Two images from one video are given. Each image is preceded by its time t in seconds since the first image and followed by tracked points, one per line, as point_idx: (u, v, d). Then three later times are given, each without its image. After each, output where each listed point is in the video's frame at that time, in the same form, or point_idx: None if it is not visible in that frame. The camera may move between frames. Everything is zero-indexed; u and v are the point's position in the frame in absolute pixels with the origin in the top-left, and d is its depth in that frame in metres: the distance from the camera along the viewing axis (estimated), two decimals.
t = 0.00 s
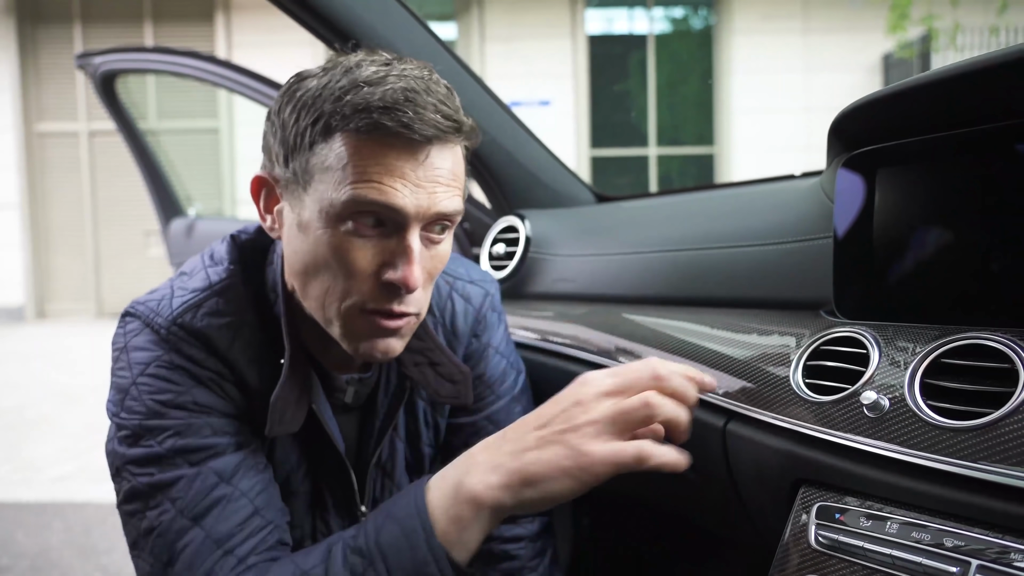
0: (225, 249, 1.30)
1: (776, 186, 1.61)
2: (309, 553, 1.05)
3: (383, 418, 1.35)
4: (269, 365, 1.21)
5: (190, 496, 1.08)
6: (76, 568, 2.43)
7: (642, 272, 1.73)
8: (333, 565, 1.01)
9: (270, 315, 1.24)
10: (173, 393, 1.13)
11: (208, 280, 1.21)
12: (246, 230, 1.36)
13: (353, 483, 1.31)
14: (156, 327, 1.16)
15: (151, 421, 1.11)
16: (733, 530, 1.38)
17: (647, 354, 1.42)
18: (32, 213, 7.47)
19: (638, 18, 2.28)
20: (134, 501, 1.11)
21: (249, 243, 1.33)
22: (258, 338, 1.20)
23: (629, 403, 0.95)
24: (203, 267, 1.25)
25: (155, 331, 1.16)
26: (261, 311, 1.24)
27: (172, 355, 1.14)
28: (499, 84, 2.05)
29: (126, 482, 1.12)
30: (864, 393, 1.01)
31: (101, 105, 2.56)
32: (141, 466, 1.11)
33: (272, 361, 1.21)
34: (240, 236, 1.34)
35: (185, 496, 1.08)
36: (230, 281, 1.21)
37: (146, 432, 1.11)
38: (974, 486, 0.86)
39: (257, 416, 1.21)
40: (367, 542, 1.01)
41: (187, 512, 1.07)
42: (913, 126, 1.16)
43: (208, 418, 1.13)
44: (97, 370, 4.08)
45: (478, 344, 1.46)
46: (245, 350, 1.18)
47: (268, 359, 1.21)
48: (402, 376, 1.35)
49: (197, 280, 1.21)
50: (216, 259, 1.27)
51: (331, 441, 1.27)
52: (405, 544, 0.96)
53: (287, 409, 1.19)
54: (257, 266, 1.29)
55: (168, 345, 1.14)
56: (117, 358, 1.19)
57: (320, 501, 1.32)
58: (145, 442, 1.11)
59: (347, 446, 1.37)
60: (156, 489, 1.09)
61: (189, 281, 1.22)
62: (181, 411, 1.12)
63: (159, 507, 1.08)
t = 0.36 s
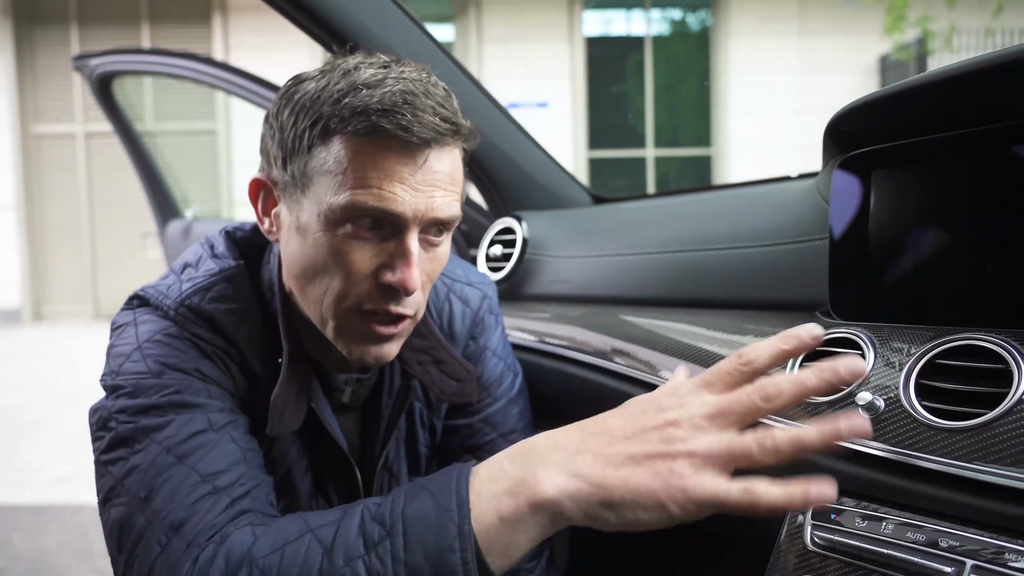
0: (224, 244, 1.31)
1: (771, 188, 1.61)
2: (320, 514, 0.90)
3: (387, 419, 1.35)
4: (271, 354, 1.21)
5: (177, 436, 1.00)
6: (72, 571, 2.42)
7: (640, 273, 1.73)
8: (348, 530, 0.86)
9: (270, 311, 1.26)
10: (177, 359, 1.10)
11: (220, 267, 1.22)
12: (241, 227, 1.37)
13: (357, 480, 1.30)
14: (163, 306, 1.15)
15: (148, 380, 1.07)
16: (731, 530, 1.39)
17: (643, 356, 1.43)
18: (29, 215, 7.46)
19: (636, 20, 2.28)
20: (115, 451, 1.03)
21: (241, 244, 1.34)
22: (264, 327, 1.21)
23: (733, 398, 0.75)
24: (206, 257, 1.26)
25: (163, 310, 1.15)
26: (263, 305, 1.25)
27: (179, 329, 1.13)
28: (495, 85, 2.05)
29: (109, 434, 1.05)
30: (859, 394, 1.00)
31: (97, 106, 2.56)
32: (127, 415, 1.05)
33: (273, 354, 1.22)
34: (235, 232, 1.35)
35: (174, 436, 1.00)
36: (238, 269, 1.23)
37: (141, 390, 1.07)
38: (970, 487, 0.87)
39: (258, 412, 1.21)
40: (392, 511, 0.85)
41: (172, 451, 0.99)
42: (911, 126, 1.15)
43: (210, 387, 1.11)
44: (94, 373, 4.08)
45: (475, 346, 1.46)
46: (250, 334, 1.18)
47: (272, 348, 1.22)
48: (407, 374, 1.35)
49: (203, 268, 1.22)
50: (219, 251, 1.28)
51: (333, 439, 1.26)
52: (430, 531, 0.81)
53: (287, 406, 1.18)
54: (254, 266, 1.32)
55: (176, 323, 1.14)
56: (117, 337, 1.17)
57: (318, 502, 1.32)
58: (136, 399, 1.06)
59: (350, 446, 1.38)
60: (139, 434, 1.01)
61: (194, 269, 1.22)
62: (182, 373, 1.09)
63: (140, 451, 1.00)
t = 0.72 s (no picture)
0: (214, 260, 1.31)
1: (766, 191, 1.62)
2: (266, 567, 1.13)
3: (370, 420, 1.37)
4: (255, 374, 1.23)
5: (178, 537, 1.12)
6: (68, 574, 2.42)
7: (636, 275, 1.73)
8: (285, 573, 1.09)
9: (259, 322, 1.26)
10: (159, 415, 1.15)
11: (193, 293, 1.21)
12: (238, 239, 1.36)
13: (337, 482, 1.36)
14: (139, 345, 1.16)
15: (136, 448, 1.14)
16: (726, 531, 1.39)
17: (638, 359, 1.44)
18: (25, 217, 7.44)
19: (632, 22, 2.23)
20: (126, 532, 1.15)
21: (240, 253, 1.33)
22: (244, 349, 1.21)
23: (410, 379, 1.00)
24: (189, 281, 1.26)
25: (139, 348, 1.16)
26: (251, 319, 1.26)
27: (155, 376, 1.15)
28: (492, 89, 2.05)
29: (117, 510, 1.16)
30: (853, 396, 1.01)
31: (93, 109, 2.56)
32: (129, 498, 1.14)
33: (259, 376, 1.24)
34: (231, 246, 1.34)
35: (174, 536, 1.12)
36: (215, 294, 1.22)
37: (131, 461, 1.14)
38: (963, 489, 0.87)
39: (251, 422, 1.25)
40: (310, 548, 1.07)
41: (173, 551, 1.12)
42: (908, 129, 1.16)
43: (194, 443, 1.17)
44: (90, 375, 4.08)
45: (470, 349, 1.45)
46: (229, 366, 1.20)
47: (251, 372, 1.22)
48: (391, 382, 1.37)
49: (181, 295, 1.22)
50: (204, 272, 1.27)
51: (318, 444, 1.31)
52: (343, 544, 1.04)
53: (279, 412, 1.22)
54: (246, 273, 1.31)
55: (153, 367, 1.15)
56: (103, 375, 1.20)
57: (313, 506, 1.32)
58: (129, 471, 1.14)
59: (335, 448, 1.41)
60: (146, 526, 1.13)
61: (173, 296, 1.22)
62: (168, 437, 1.15)
63: (148, 544, 1.13)
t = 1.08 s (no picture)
0: (211, 258, 1.30)
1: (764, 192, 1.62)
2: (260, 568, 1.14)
3: (365, 419, 1.36)
4: (250, 372, 1.23)
5: (172, 534, 1.13)
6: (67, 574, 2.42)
7: (635, 276, 1.73)
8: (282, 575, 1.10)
9: (256, 321, 1.27)
10: (155, 412, 1.15)
11: (190, 292, 1.22)
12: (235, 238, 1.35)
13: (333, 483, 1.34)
14: (135, 342, 1.17)
15: (131, 445, 1.14)
16: (725, 533, 1.39)
17: (637, 359, 1.44)
18: (23, 218, 7.43)
19: (631, 24, 2.21)
20: (120, 529, 1.16)
21: (238, 251, 1.32)
22: (241, 347, 1.22)
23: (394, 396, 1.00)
24: (186, 279, 1.26)
25: (136, 346, 1.17)
26: (247, 318, 1.27)
27: (150, 373, 1.15)
28: (491, 91, 2.05)
29: (112, 508, 1.16)
30: (851, 397, 1.01)
31: (93, 110, 2.56)
32: (125, 496, 1.14)
33: (255, 375, 1.24)
34: (229, 244, 1.33)
35: (168, 533, 1.12)
36: (212, 292, 1.23)
37: (127, 458, 1.14)
38: (961, 490, 0.87)
39: (247, 420, 1.25)
40: (308, 552, 1.08)
41: (168, 548, 1.12)
42: (907, 130, 1.16)
43: (189, 440, 1.17)
44: (89, 376, 4.08)
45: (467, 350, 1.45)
46: (225, 364, 1.20)
47: (247, 370, 1.23)
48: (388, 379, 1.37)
49: (177, 293, 1.22)
50: (202, 271, 1.28)
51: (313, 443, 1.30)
52: (340, 551, 1.05)
53: (275, 410, 1.22)
54: (244, 272, 1.31)
55: (149, 363, 1.16)
56: (98, 372, 1.21)
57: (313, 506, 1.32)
58: (125, 468, 1.14)
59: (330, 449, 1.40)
60: (140, 522, 1.13)
61: (170, 293, 1.23)
62: (163, 434, 1.15)
63: (143, 540, 1.13)
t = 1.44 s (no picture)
0: (210, 259, 1.30)
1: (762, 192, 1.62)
2: (262, 568, 1.14)
3: (363, 420, 1.36)
4: (248, 374, 1.23)
5: (170, 533, 1.13)
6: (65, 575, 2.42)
7: (634, 277, 1.74)
8: None
9: (253, 322, 1.27)
10: (152, 412, 1.15)
11: (188, 292, 1.22)
12: (236, 240, 1.35)
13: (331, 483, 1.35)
14: (133, 342, 1.17)
15: (129, 445, 1.14)
16: (725, 534, 1.39)
17: (636, 360, 1.44)
18: (22, 219, 7.43)
19: (630, 24, 2.18)
20: (117, 529, 1.16)
21: (237, 253, 1.32)
22: (239, 348, 1.22)
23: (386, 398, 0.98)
24: (185, 279, 1.26)
25: (133, 346, 1.16)
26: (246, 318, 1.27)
27: (147, 373, 1.15)
28: (489, 91, 2.06)
29: (110, 508, 1.16)
30: (849, 397, 1.01)
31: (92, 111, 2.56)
32: (123, 495, 1.15)
33: (252, 375, 1.24)
34: (228, 245, 1.33)
35: (166, 533, 1.13)
36: (210, 294, 1.23)
37: (125, 458, 1.14)
38: (958, 489, 0.87)
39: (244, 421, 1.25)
40: (311, 554, 1.09)
41: (166, 547, 1.13)
42: (907, 130, 1.16)
43: (186, 440, 1.17)
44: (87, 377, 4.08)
45: (466, 350, 1.45)
46: (223, 364, 1.20)
47: (245, 370, 1.23)
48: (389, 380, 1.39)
49: (175, 293, 1.22)
50: (201, 271, 1.28)
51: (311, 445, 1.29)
52: (344, 553, 1.06)
53: (272, 411, 1.22)
54: (242, 273, 1.31)
55: (147, 363, 1.15)
56: (95, 372, 1.20)
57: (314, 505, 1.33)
58: (122, 468, 1.15)
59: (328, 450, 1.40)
60: (138, 522, 1.14)
61: (168, 294, 1.22)
62: (161, 435, 1.15)
63: (141, 540, 1.14)
